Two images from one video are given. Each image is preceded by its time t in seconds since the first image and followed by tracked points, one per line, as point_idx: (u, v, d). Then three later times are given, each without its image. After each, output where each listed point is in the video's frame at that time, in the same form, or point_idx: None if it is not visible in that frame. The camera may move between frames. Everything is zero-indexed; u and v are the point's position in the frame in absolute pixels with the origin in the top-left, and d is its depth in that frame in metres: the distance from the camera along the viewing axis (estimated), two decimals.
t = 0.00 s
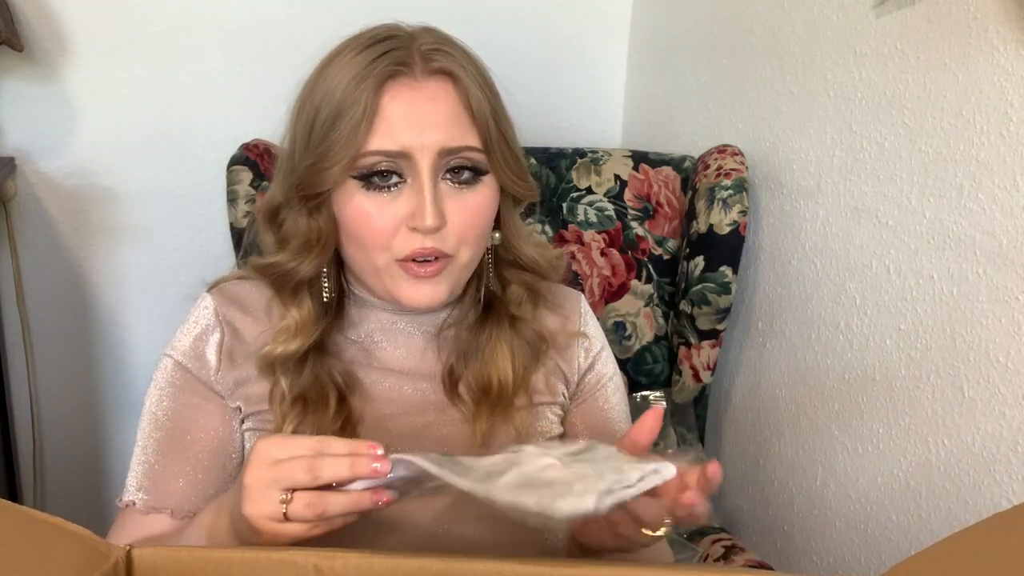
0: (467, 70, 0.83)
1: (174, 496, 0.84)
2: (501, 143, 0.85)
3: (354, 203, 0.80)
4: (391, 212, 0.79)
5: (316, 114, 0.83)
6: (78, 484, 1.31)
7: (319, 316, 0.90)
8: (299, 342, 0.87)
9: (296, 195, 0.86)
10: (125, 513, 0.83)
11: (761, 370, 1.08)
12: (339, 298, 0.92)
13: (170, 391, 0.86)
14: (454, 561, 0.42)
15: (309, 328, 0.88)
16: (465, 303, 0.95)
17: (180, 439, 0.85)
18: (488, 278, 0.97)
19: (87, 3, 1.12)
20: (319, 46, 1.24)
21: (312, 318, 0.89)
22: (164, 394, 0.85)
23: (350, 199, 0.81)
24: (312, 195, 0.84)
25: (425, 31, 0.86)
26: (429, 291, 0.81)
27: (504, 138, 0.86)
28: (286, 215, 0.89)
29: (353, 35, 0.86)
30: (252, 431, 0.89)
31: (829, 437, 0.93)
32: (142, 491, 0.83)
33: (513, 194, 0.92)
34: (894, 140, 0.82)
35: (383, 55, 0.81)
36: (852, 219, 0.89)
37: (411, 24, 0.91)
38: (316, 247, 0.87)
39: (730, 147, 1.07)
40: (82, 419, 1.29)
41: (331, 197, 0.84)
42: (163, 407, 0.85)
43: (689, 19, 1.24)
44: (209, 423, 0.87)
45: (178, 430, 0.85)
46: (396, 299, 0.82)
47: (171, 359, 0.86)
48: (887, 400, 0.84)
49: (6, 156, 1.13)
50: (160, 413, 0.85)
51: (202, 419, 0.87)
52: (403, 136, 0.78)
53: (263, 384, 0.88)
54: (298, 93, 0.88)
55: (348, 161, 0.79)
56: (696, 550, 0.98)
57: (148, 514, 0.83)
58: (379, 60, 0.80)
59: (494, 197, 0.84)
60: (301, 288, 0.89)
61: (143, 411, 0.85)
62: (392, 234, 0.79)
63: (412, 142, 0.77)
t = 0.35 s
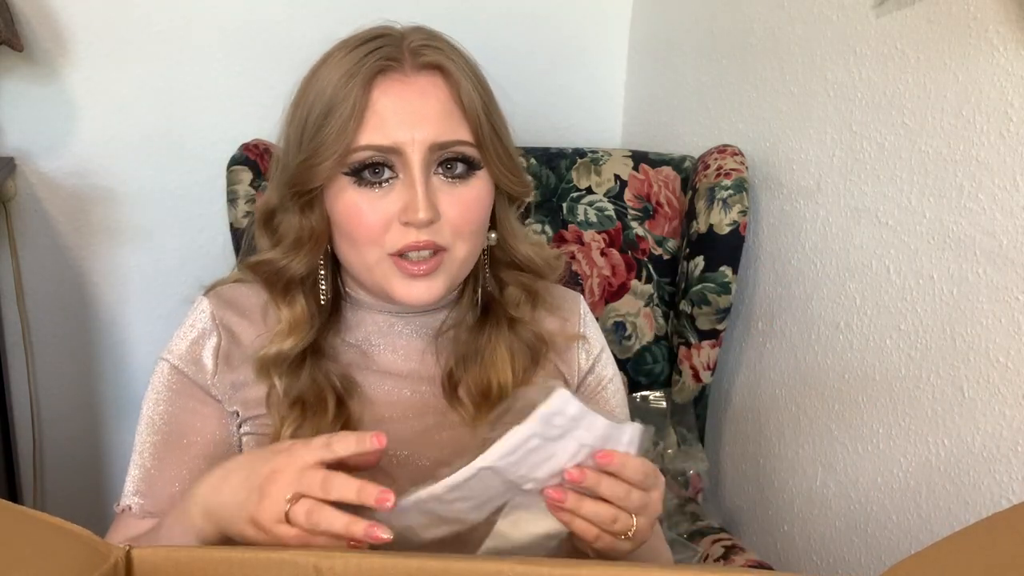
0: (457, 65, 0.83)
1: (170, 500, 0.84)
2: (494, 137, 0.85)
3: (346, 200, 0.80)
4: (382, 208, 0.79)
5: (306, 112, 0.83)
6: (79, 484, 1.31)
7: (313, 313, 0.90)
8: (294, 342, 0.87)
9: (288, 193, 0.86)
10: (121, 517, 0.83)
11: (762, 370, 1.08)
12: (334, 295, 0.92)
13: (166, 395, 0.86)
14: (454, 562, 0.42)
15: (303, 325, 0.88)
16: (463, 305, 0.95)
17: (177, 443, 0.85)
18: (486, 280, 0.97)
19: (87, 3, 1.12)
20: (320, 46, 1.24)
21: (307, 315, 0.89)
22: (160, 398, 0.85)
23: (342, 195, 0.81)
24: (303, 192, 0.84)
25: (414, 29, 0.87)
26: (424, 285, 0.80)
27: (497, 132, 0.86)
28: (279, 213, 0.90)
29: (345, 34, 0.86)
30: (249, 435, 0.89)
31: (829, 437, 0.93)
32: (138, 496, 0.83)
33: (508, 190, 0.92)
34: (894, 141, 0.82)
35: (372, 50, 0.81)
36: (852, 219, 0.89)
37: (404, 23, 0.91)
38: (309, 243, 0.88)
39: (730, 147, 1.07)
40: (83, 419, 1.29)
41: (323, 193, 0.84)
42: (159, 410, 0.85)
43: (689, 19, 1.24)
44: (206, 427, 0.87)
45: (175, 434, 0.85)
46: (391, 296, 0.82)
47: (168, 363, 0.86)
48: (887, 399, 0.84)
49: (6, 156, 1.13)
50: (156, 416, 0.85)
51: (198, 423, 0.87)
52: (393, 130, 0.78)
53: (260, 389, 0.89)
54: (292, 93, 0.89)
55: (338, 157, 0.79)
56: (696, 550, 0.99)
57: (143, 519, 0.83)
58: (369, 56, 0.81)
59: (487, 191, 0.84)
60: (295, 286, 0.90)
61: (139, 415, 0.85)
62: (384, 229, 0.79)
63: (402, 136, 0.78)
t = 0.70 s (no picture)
0: (457, 69, 0.83)
1: (170, 501, 0.84)
2: (493, 140, 0.85)
3: (345, 203, 0.80)
4: (382, 211, 0.79)
5: (306, 115, 0.83)
6: (79, 484, 1.31)
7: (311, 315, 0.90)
8: (292, 345, 0.87)
9: (287, 196, 0.86)
10: (121, 519, 0.83)
11: (761, 370, 1.08)
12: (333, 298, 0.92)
13: (166, 396, 0.86)
14: (454, 561, 0.42)
15: (301, 328, 0.88)
16: (461, 305, 0.95)
17: (177, 445, 0.85)
18: (484, 280, 0.97)
19: (87, 3, 1.12)
20: (320, 45, 1.24)
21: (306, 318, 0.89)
22: (160, 399, 0.85)
23: (341, 199, 0.81)
24: (303, 195, 0.84)
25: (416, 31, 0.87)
26: (424, 288, 0.81)
27: (496, 135, 0.86)
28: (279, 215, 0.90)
29: (344, 35, 0.86)
30: (249, 437, 0.89)
31: (829, 437, 0.93)
32: (139, 497, 0.83)
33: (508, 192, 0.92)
34: (894, 141, 0.82)
35: (372, 54, 0.81)
36: (852, 219, 0.89)
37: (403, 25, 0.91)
38: (308, 246, 0.88)
39: (730, 147, 1.07)
40: (83, 419, 1.29)
41: (323, 197, 0.84)
42: (159, 411, 0.85)
43: (689, 19, 1.24)
44: (206, 428, 0.87)
45: (175, 436, 0.85)
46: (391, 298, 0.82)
47: (167, 363, 0.86)
48: (887, 400, 0.84)
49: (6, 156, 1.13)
50: (156, 417, 0.85)
51: (199, 424, 0.87)
52: (393, 135, 0.78)
53: (258, 390, 0.89)
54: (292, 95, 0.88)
55: (338, 161, 0.79)
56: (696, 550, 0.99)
57: (144, 520, 0.82)
58: (369, 59, 0.80)
59: (487, 193, 0.84)
60: (294, 289, 0.90)
61: (140, 416, 0.85)
62: (384, 232, 0.79)
63: (402, 141, 0.78)
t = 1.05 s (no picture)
0: (456, 69, 0.83)
1: (169, 503, 0.84)
2: (491, 141, 0.85)
3: (344, 204, 0.80)
4: (381, 212, 0.79)
5: (304, 115, 0.83)
6: (79, 483, 1.31)
7: (310, 316, 0.90)
8: (291, 346, 0.87)
9: (285, 196, 0.86)
10: (120, 521, 0.83)
11: (762, 370, 1.08)
12: (331, 299, 0.92)
13: (165, 398, 0.86)
14: (454, 562, 0.42)
15: (299, 330, 0.88)
16: (459, 306, 0.95)
17: (175, 446, 0.85)
18: (483, 281, 0.97)
19: (87, 3, 1.12)
20: (320, 45, 1.24)
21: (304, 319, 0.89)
22: (159, 400, 0.85)
23: (340, 200, 0.81)
24: (301, 196, 0.84)
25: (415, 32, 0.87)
26: (422, 289, 0.81)
27: (495, 136, 0.86)
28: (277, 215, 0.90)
29: (342, 35, 0.86)
30: (247, 438, 0.89)
31: (829, 437, 0.93)
32: (138, 499, 0.83)
33: (506, 193, 0.92)
34: (893, 141, 0.82)
35: (371, 54, 0.81)
36: (852, 219, 0.89)
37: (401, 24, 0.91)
38: (306, 248, 0.88)
39: (730, 147, 1.07)
40: (83, 418, 1.29)
41: (321, 198, 0.84)
42: (158, 413, 0.85)
43: (689, 18, 1.23)
44: (205, 429, 0.87)
45: (174, 437, 0.85)
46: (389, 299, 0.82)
47: (165, 365, 0.86)
48: (887, 400, 0.84)
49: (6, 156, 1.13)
50: (155, 419, 0.85)
51: (197, 425, 0.87)
52: (391, 135, 0.78)
53: (257, 391, 0.89)
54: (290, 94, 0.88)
55: (336, 161, 0.79)
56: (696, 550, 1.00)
57: (143, 522, 0.82)
58: (368, 60, 0.80)
59: (485, 194, 0.84)
60: (293, 290, 0.90)
61: (139, 417, 0.85)
62: (382, 233, 0.79)
63: (401, 142, 0.78)
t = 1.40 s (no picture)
0: (455, 69, 0.82)
1: (169, 505, 0.84)
2: (490, 141, 0.85)
3: (343, 204, 0.80)
4: (380, 213, 0.79)
5: (303, 115, 0.83)
6: (79, 483, 1.31)
7: (309, 316, 0.91)
8: (289, 347, 0.87)
9: (284, 197, 0.86)
10: (120, 523, 0.83)
11: (762, 370, 1.08)
12: (331, 299, 0.92)
13: (164, 400, 0.85)
14: (454, 562, 0.42)
15: (298, 331, 0.88)
16: (458, 307, 0.95)
17: (174, 448, 0.85)
18: (482, 281, 0.97)
19: (87, 3, 1.12)
20: (320, 45, 1.24)
21: (303, 320, 0.89)
22: (157, 402, 0.85)
23: (339, 200, 0.81)
24: (300, 196, 0.84)
25: (414, 30, 0.87)
26: (422, 290, 0.81)
27: (494, 137, 0.86)
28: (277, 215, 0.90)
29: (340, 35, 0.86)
30: (246, 439, 0.89)
31: (829, 437, 0.93)
32: (137, 501, 0.83)
33: (505, 193, 0.92)
34: (893, 141, 0.82)
35: (370, 54, 0.81)
36: (852, 219, 0.89)
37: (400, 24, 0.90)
38: (305, 249, 0.88)
39: (730, 147, 1.07)
40: (83, 418, 1.29)
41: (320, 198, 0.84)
42: (157, 415, 0.85)
43: (689, 18, 1.23)
44: (204, 431, 0.87)
45: (173, 439, 0.85)
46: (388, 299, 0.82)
47: (164, 367, 0.86)
48: (887, 400, 0.84)
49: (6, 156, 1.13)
50: (154, 421, 0.85)
51: (196, 427, 0.87)
52: (391, 136, 0.78)
53: (257, 392, 0.89)
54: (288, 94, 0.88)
55: (335, 162, 0.79)
56: (696, 550, 1.00)
57: (144, 525, 0.83)
58: (366, 60, 0.80)
59: (484, 194, 0.84)
60: (292, 290, 0.91)
61: (138, 420, 0.85)
62: (382, 234, 0.79)
63: (401, 142, 0.77)
